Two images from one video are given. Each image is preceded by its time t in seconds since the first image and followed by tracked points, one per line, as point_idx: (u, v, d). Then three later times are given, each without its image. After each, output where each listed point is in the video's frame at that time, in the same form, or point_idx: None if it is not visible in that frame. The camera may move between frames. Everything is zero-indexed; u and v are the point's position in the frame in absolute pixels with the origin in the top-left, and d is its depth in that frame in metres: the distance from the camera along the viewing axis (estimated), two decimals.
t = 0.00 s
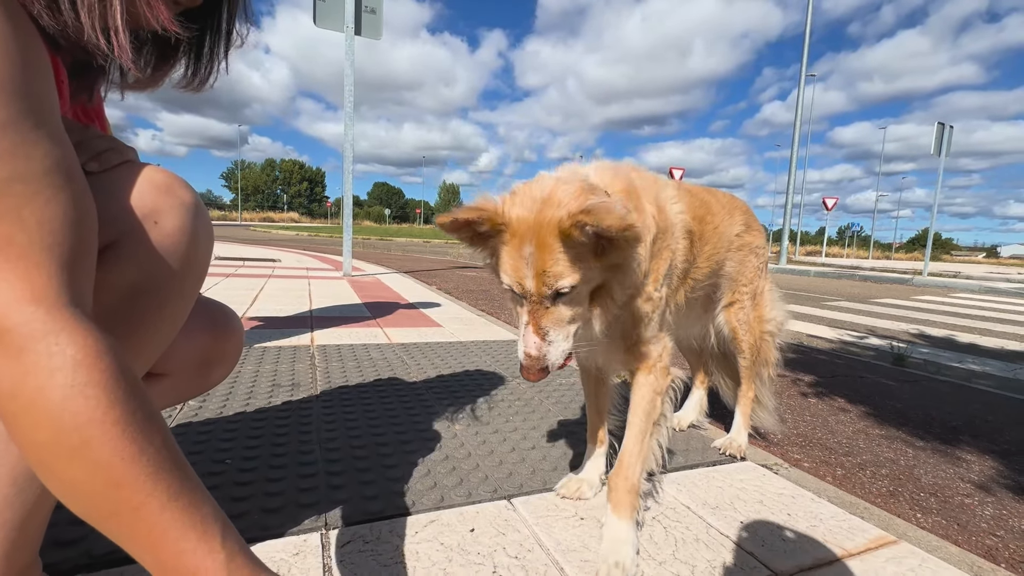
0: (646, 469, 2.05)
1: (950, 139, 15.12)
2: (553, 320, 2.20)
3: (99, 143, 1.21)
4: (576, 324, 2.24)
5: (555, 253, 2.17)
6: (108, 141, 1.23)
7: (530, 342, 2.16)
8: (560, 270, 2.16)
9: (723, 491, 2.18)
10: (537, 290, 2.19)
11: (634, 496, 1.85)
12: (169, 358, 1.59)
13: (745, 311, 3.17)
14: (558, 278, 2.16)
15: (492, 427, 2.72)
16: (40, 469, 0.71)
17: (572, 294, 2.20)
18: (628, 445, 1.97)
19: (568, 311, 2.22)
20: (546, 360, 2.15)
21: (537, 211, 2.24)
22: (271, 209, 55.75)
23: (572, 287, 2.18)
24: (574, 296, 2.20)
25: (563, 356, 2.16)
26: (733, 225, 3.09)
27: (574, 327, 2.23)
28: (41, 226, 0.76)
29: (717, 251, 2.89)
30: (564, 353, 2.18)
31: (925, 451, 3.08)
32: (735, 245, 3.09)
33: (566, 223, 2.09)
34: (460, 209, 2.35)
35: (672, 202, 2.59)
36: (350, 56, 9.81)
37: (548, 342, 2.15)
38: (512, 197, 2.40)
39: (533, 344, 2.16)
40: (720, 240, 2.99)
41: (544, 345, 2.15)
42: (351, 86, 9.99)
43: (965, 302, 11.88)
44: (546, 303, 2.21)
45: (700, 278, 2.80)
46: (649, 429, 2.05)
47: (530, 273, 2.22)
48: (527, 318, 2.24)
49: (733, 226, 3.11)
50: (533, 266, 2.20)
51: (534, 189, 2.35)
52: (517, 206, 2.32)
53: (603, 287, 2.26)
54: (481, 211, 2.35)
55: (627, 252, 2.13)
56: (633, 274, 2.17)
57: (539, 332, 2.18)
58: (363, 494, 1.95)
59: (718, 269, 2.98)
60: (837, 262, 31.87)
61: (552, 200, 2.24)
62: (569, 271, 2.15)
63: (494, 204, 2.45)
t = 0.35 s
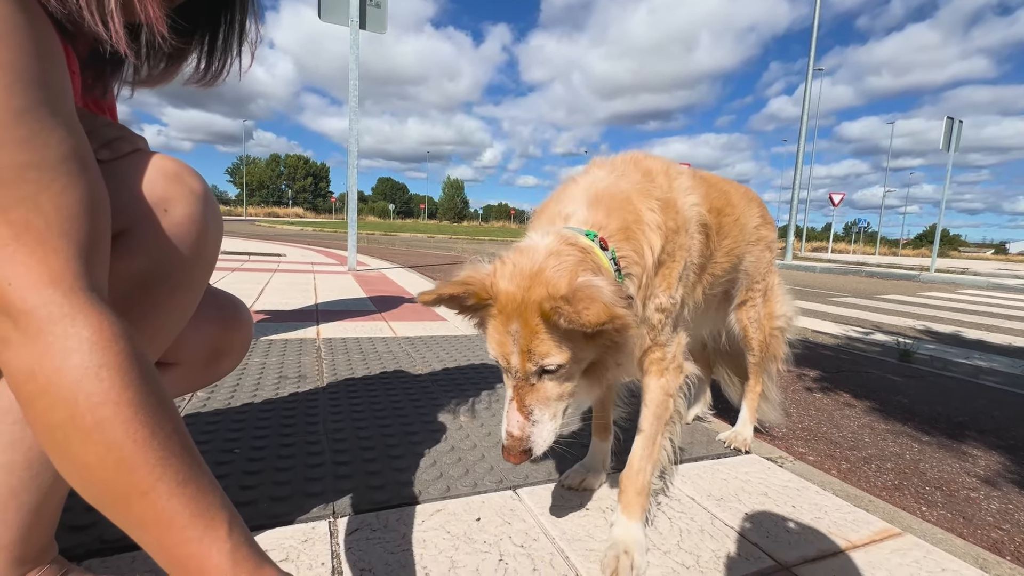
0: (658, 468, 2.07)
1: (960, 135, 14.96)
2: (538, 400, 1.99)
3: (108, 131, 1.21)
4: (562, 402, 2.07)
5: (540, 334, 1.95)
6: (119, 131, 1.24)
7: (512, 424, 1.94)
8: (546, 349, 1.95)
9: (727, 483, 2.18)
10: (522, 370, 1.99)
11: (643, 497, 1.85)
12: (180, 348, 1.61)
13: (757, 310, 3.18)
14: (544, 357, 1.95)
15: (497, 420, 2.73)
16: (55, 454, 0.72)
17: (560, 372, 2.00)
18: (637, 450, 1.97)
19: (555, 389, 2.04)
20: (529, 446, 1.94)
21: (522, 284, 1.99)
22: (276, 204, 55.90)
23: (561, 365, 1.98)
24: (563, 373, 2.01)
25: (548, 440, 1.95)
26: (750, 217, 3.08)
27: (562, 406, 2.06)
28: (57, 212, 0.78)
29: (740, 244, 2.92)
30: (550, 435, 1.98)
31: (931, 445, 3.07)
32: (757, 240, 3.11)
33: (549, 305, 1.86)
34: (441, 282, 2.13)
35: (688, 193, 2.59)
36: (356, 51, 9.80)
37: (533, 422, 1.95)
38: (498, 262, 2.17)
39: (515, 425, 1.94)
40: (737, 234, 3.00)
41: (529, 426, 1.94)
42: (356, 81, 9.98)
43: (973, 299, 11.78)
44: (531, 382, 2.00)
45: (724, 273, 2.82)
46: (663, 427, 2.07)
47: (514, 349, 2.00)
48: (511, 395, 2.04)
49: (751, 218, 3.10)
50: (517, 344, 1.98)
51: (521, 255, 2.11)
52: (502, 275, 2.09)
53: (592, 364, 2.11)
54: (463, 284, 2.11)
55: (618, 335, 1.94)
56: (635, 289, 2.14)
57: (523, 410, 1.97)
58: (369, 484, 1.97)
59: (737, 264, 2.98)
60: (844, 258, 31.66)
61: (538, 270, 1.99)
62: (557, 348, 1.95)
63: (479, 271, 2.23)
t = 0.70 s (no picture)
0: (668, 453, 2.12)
1: (979, 127, 14.67)
2: (534, 403, 1.89)
3: (139, 120, 1.28)
4: (559, 408, 1.95)
5: (543, 336, 1.81)
6: (148, 119, 1.31)
7: (503, 430, 1.84)
8: (548, 353, 1.82)
9: (731, 468, 2.23)
10: (518, 372, 1.86)
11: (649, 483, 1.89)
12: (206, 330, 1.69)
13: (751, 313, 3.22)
14: (544, 362, 1.82)
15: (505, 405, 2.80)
16: (89, 419, 0.78)
17: (561, 377, 1.88)
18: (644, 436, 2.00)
19: (552, 394, 1.92)
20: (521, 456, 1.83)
21: (529, 272, 1.83)
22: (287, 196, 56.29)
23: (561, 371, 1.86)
24: (562, 380, 1.88)
25: (539, 452, 1.85)
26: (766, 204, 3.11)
27: (560, 412, 1.95)
28: (94, 193, 0.83)
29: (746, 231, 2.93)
30: (541, 446, 1.88)
31: (937, 436, 3.09)
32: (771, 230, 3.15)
33: (559, 305, 1.71)
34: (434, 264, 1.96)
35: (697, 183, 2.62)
36: (367, 42, 9.82)
37: (524, 431, 1.86)
38: (505, 241, 2.00)
39: (506, 433, 1.84)
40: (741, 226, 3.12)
41: (519, 434, 1.85)
42: (367, 73, 10.02)
43: (988, 294, 11.62)
44: (528, 385, 1.88)
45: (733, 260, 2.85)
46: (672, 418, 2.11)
47: (512, 351, 1.87)
48: (504, 394, 1.92)
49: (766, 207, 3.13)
50: (515, 343, 1.85)
51: (531, 235, 1.94)
52: (506, 260, 1.94)
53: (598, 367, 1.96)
54: (453, 272, 1.97)
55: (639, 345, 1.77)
56: (657, 273, 2.14)
57: (515, 415, 1.88)
58: (382, 463, 2.05)
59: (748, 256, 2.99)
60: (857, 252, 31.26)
61: (550, 256, 1.83)
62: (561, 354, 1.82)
63: (481, 251, 2.06)
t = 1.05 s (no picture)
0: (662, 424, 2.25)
1: (1004, 118, 14.31)
2: (482, 452, 1.66)
3: (186, 111, 1.41)
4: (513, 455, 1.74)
5: (493, 385, 1.60)
6: (194, 110, 1.44)
7: (448, 480, 1.59)
8: (498, 403, 1.60)
9: (729, 447, 2.33)
10: (466, 422, 1.63)
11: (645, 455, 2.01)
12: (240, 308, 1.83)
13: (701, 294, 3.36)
14: (494, 412, 1.61)
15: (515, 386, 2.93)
16: (138, 376, 0.88)
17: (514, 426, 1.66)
18: (638, 415, 2.12)
19: (504, 443, 1.71)
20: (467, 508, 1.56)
21: (484, 319, 1.63)
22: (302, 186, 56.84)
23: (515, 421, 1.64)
24: (517, 428, 1.68)
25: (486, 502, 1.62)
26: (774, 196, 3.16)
27: (511, 461, 1.73)
28: (149, 177, 0.95)
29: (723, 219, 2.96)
30: (490, 496, 1.63)
31: (938, 424, 3.15)
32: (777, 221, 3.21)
33: (514, 364, 1.53)
34: (374, 311, 1.67)
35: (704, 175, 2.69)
36: (382, 33, 9.90)
37: (471, 479, 1.61)
38: (457, 276, 1.77)
39: (450, 483, 1.58)
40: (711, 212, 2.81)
41: (465, 483, 1.60)
42: (381, 63, 10.10)
43: (1007, 290, 11.44)
44: (475, 436, 1.65)
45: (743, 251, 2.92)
46: (665, 392, 2.23)
47: (459, 397, 1.64)
48: (449, 441, 1.68)
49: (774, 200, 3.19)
50: (464, 391, 1.63)
51: (486, 275, 1.72)
52: (455, 303, 1.70)
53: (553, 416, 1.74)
54: (400, 317, 1.68)
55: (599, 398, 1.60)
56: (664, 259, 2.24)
57: (461, 466, 1.63)
58: (399, 435, 2.19)
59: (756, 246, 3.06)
60: (875, 246, 30.75)
61: (507, 304, 1.63)
62: (513, 405, 1.60)
63: (428, 289, 1.82)
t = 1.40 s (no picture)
0: (657, 400, 2.34)
1: None
2: (410, 492, 1.34)
3: (213, 92, 1.51)
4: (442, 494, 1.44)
5: (442, 421, 1.33)
6: (220, 91, 1.54)
7: (365, 522, 1.25)
8: (441, 439, 1.33)
9: (731, 428, 2.39)
10: (400, 456, 1.32)
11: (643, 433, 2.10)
12: (263, 283, 1.94)
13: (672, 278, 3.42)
14: (437, 448, 1.34)
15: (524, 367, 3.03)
16: (155, 334, 0.96)
17: (453, 466, 1.40)
18: (634, 393, 2.20)
19: (436, 482, 1.40)
20: (378, 557, 1.23)
21: (438, 344, 1.36)
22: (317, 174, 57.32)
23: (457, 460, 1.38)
24: (456, 467, 1.42)
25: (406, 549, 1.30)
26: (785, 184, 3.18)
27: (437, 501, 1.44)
28: (173, 152, 1.03)
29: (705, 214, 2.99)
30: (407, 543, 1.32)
31: (944, 414, 3.17)
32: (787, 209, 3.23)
33: (479, 402, 1.30)
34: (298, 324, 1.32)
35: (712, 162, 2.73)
36: (398, 20, 9.94)
37: (390, 524, 1.28)
38: (406, 293, 1.49)
39: (368, 524, 1.25)
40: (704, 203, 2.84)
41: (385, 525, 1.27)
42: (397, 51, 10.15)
43: None
44: (407, 472, 1.34)
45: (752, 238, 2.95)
46: (658, 372, 2.29)
47: (396, 427, 1.33)
48: (372, 475, 1.35)
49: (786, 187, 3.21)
50: (403, 421, 1.33)
51: (440, 298, 1.44)
52: (404, 322, 1.42)
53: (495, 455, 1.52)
54: (334, 337, 1.34)
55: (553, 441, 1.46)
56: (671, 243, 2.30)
57: (382, 504, 1.29)
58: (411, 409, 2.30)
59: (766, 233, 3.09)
60: (896, 241, 30.10)
61: (465, 333, 1.37)
62: (459, 445, 1.36)
63: (370, 306, 1.52)
